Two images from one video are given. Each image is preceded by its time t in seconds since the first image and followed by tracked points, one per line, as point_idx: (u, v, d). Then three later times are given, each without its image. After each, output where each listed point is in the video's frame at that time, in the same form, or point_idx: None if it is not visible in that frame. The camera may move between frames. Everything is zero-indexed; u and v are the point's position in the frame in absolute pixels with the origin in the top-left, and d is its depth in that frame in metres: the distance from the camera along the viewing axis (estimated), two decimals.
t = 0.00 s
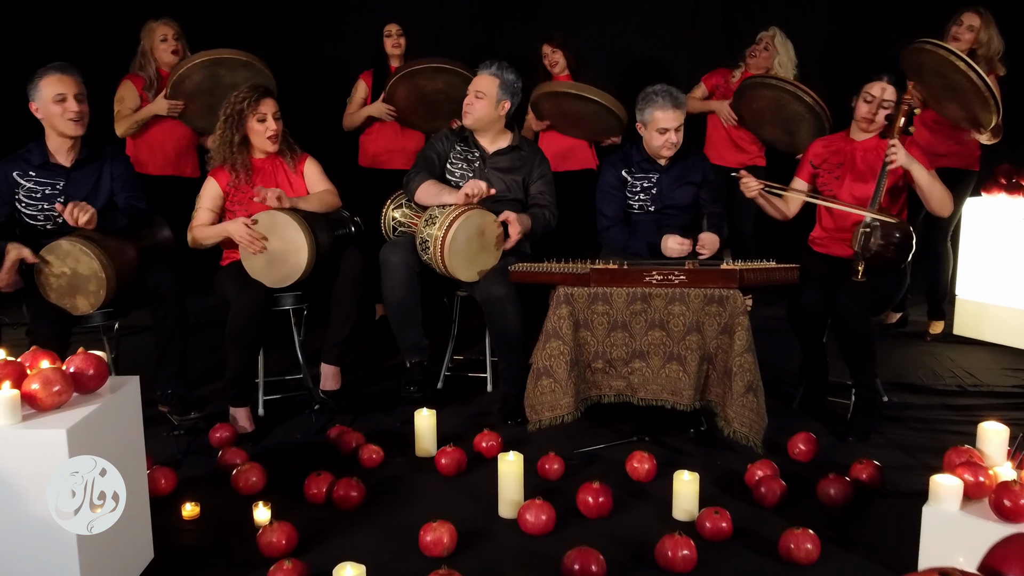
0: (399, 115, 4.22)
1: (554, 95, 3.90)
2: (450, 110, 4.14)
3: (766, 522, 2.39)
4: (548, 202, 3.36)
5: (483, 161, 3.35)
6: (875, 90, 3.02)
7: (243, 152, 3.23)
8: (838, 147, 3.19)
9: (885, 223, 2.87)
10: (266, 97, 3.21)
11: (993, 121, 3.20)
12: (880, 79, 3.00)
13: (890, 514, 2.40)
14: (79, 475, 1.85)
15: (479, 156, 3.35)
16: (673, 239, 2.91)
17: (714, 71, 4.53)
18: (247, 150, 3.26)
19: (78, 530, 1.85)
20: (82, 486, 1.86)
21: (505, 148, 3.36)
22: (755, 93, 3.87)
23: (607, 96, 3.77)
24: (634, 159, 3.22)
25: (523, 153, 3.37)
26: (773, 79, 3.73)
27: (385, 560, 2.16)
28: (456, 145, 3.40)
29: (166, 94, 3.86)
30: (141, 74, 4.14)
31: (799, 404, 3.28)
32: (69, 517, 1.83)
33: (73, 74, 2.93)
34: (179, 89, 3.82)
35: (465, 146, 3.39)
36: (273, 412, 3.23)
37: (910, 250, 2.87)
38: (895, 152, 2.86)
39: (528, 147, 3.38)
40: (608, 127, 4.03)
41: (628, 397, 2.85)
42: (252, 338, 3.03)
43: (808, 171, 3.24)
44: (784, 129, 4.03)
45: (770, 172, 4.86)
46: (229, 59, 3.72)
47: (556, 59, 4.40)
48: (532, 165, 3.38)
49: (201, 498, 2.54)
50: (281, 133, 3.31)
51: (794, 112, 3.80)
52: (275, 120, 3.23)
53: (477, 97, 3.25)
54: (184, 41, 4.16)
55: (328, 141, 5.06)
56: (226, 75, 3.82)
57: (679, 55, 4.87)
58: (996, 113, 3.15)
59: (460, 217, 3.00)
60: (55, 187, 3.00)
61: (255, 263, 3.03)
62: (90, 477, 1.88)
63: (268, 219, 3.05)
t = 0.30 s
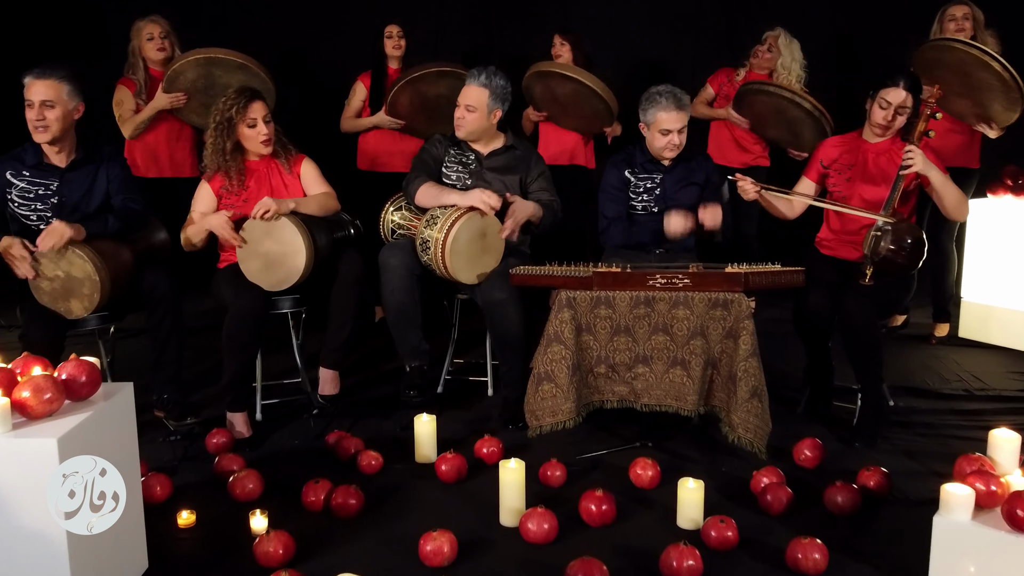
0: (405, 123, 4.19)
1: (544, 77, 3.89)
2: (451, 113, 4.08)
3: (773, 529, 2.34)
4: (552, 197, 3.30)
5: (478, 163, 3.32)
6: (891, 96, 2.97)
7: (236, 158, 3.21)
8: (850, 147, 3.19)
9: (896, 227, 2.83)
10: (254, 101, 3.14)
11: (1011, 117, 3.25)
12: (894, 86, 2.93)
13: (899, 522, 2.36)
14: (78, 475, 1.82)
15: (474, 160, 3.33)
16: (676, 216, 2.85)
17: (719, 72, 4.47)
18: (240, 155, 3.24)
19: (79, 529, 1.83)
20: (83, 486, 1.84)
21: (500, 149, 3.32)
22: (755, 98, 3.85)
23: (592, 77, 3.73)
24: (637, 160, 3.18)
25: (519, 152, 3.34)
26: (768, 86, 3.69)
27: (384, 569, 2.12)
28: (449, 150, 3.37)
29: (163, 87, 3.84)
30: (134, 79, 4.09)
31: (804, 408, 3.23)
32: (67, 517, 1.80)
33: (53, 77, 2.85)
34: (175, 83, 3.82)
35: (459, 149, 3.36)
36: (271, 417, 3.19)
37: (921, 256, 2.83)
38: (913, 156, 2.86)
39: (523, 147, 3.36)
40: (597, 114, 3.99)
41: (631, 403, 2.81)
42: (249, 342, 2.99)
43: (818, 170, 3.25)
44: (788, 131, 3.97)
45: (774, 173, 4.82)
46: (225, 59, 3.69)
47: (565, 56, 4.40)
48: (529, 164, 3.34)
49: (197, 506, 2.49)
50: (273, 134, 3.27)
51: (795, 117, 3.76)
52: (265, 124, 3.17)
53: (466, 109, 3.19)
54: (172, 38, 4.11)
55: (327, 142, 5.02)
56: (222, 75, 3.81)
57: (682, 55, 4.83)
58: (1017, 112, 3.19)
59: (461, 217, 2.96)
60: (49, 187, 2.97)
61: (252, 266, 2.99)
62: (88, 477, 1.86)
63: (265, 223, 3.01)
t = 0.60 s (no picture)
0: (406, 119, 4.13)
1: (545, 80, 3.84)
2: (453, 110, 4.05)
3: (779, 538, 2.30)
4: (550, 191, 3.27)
5: (474, 160, 3.28)
6: (887, 106, 2.95)
7: (225, 157, 3.17)
8: (857, 150, 3.15)
9: (902, 228, 2.81)
10: (238, 96, 3.10)
11: None
12: (892, 95, 2.92)
13: (907, 531, 2.31)
14: (76, 473, 1.82)
15: (470, 156, 3.28)
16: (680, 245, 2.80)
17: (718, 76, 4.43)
18: (230, 153, 3.20)
19: (79, 529, 1.83)
20: (83, 486, 1.85)
21: (494, 145, 3.29)
22: (754, 98, 3.81)
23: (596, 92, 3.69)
24: (639, 161, 3.13)
25: (513, 149, 3.31)
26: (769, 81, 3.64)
27: None
28: (446, 147, 3.32)
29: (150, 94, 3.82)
30: (128, 76, 4.06)
31: (809, 413, 3.19)
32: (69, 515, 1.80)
33: (44, 78, 2.82)
34: (163, 89, 3.76)
35: (455, 147, 3.32)
36: (268, 422, 3.14)
37: (928, 256, 2.81)
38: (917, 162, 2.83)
39: (518, 143, 3.32)
40: (597, 125, 3.92)
41: (634, 409, 2.76)
42: (246, 346, 2.94)
43: (828, 175, 3.20)
44: (790, 129, 3.92)
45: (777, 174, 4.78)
46: (209, 62, 3.61)
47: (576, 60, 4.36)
48: (525, 160, 3.31)
49: (193, 513, 2.45)
50: (264, 131, 3.22)
51: (798, 111, 3.70)
52: (251, 119, 3.12)
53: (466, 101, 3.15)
54: (169, 37, 4.06)
55: (326, 142, 4.97)
56: (208, 76, 3.72)
57: (685, 56, 4.78)
58: None
59: (460, 216, 2.92)
60: (41, 188, 2.94)
61: (248, 269, 2.95)
62: (86, 476, 1.86)
63: (262, 223, 2.97)
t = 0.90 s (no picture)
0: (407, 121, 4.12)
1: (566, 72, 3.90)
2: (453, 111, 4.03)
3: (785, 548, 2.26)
4: (542, 200, 3.23)
5: (473, 162, 3.23)
6: (884, 112, 2.92)
7: (225, 154, 3.12)
8: (861, 152, 3.12)
9: (909, 231, 2.76)
10: (239, 93, 3.07)
11: None
12: (888, 101, 2.89)
13: (916, 540, 2.27)
14: (76, 476, 1.82)
15: (469, 158, 3.23)
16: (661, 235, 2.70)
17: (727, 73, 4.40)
18: (230, 151, 3.14)
19: (79, 529, 1.83)
20: (83, 486, 1.85)
21: (493, 145, 3.24)
22: (770, 86, 3.87)
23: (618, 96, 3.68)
24: (640, 163, 3.09)
25: (513, 149, 3.25)
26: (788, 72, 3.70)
27: None
28: (446, 147, 3.28)
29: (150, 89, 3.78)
30: (122, 76, 4.03)
31: (814, 418, 3.15)
32: (67, 517, 1.79)
33: (25, 78, 2.77)
34: (164, 85, 3.78)
35: (454, 147, 3.27)
36: (265, 427, 3.10)
37: (935, 260, 2.76)
38: (930, 155, 2.78)
39: (517, 142, 3.26)
40: (608, 129, 3.98)
41: (636, 415, 2.72)
42: (242, 351, 2.90)
43: (829, 174, 3.17)
44: (798, 123, 3.99)
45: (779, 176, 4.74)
46: (217, 69, 3.66)
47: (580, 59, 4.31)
48: (525, 159, 3.25)
49: (187, 522, 2.40)
50: (266, 130, 3.18)
51: (811, 108, 3.80)
52: (252, 117, 3.08)
53: (467, 96, 3.12)
54: (168, 40, 4.04)
55: (325, 143, 4.93)
56: (212, 84, 3.79)
57: (687, 56, 4.74)
58: None
59: (458, 222, 2.87)
60: (32, 191, 2.90)
61: (246, 273, 2.91)
62: (87, 477, 1.86)
63: (259, 227, 2.93)
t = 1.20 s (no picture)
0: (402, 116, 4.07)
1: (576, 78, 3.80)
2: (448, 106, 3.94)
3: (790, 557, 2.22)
4: (547, 207, 3.19)
5: (476, 165, 3.19)
6: (887, 112, 2.88)
7: (227, 155, 3.08)
8: (863, 154, 3.08)
9: (914, 232, 2.72)
10: (244, 93, 3.02)
11: None
12: (890, 101, 2.84)
13: (924, 549, 2.22)
14: (76, 476, 1.81)
15: (473, 162, 3.20)
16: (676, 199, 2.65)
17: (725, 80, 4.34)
18: (231, 152, 3.10)
19: (79, 529, 1.82)
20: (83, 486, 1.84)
21: (500, 151, 3.20)
22: (781, 89, 3.80)
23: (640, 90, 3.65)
24: (642, 166, 3.04)
25: (518, 155, 3.22)
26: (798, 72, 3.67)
27: None
28: (449, 150, 3.23)
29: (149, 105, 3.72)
30: (120, 77, 3.97)
31: (818, 423, 3.10)
32: (68, 517, 1.78)
33: (17, 79, 2.72)
34: (165, 99, 3.69)
35: (458, 150, 3.23)
36: (262, 433, 3.06)
37: (941, 261, 2.73)
38: (933, 154, 2.74)
39: (523, 149, 3.23)
40: (623, 135, 3.95)
41: (638, 421, 2.67)
42: (237, 356, 2.85)
43: (832, 181, 3.11)
44: (809, 125, 3.93)
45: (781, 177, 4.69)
46: (219, 73, 3.63)
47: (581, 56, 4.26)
48: (529, 166, 3.22)
49: (182, 530, 2.36)
50: (269, 133, 3.13)
51: (824, 105, 3.74)
52: (257, 118, 3.03)
53: (472, 101, 3.05)
54: (161, 41, 4.00)
55: (323, 145, 4.89)
56: (214, 88, 3.72)
57: (688, 56, 4.70)
58: None
59: (457, 226, 2.83)
60: (25, 195, 2.86)
61: (242, 275, 2.85)
62: (87, 477, 1.85)
63: (253, 229, 2.87)
